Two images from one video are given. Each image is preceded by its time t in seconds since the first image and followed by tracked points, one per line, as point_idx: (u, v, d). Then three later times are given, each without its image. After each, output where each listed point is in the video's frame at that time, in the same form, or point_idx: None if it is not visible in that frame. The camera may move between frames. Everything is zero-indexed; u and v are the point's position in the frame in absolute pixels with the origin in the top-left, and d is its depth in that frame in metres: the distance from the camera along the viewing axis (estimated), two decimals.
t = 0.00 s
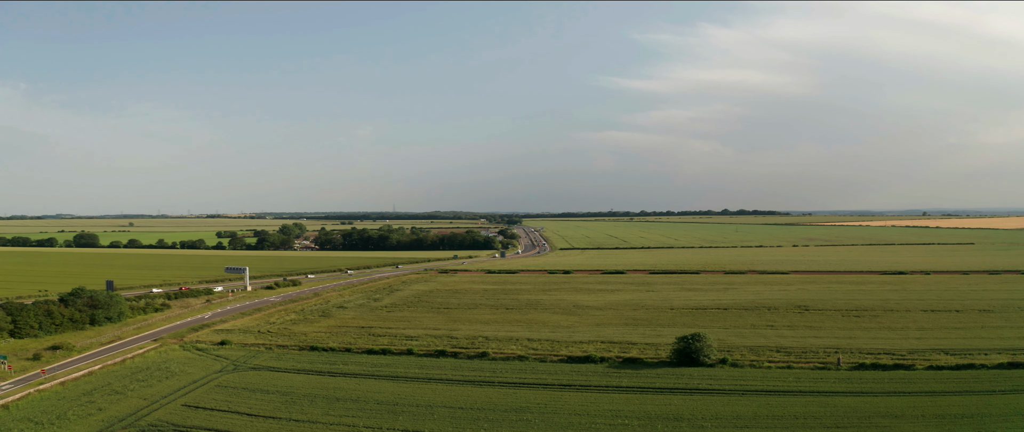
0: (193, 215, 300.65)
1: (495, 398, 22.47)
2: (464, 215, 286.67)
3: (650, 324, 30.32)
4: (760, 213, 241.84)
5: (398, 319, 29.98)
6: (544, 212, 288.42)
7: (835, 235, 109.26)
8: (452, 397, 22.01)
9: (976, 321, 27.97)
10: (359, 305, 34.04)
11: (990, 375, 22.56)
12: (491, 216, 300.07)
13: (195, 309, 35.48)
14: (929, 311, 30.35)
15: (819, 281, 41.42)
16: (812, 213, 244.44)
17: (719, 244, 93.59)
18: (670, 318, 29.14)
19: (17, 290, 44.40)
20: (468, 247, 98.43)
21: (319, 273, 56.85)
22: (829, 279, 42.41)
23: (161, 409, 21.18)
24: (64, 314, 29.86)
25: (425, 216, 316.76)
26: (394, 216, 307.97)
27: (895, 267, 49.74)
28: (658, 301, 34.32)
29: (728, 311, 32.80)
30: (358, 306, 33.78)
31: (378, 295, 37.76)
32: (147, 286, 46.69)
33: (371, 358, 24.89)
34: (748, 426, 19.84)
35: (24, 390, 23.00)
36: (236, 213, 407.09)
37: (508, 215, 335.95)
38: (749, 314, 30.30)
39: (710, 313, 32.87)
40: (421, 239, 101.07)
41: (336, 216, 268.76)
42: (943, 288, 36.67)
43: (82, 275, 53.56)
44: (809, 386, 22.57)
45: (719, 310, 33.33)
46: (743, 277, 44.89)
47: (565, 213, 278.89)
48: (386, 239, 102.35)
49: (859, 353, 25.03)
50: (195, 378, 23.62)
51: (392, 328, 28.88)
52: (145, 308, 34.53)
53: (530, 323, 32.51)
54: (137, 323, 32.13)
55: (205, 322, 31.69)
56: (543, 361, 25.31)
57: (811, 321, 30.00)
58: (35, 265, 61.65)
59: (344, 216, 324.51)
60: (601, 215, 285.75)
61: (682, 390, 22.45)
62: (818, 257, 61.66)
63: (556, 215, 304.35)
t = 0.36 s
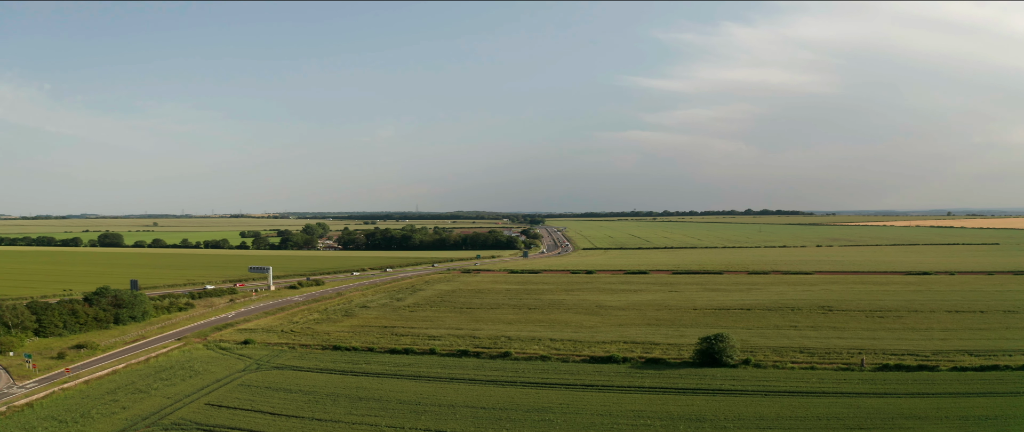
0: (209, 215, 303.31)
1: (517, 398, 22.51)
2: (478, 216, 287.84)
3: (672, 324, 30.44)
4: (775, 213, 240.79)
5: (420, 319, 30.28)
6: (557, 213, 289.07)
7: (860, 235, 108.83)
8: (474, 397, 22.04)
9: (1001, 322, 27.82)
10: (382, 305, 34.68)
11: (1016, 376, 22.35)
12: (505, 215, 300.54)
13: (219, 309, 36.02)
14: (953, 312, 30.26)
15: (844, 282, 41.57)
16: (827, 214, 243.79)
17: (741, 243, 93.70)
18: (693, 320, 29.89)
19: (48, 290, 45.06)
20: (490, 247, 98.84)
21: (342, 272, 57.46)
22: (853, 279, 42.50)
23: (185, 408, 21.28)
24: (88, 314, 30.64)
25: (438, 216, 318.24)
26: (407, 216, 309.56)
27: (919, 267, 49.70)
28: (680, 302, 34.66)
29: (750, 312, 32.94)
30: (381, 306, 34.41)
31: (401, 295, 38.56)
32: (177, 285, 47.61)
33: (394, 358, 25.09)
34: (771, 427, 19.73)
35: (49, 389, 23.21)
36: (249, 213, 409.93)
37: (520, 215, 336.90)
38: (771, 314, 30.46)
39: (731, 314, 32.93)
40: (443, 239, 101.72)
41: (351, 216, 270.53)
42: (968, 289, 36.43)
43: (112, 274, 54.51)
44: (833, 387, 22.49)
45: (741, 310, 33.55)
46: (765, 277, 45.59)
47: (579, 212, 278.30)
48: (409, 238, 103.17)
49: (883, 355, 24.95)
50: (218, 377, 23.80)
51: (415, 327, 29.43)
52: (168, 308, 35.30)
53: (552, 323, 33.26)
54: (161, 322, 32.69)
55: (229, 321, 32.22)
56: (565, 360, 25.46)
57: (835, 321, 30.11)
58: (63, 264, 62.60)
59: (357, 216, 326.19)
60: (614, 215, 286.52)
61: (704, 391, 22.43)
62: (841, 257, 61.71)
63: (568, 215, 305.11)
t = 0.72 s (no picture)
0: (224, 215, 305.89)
1: (539, 399, 22.50)
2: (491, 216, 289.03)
3: (696, 323, 30.64)
4: (792, 213, 239.38)
5: (444, 318, 30.57)
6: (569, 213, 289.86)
7: (883, 235, 107.89)
8: (496, 397, 22.06)
9: None
10: (405, 305, 34.43)
11: None
12: (519, 215, 300.39)
13: (242, 308, 36.32)
14: (978, 313, 30.06)
15: (868, 282, 41.48)
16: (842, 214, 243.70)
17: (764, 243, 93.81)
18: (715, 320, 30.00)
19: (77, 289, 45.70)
20: (512, 247, 99.17)
21: (364, 272, 57.83)
22: (877, 279, 42.44)
23: (208, 407, 21.40)
24: (113, 313, 31.30)
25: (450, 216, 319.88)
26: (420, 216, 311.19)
27: (942, 268, 49.45)
28: (702, 303, 34.84)
29: (774, 312, 32.96)
30: (405, 305, 34.16)
31: (424, 294, 38.79)
32: (204, 284, 48.23)
33: (417, 357, 25.25)
34: (796, 428, 19.58)
35: (73, 387, 23.38)
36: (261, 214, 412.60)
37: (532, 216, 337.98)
38: (795, 315, 30.46)
39: (756, 314, 32.76)
40: (465, 239, 102.36)
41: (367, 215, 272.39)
42: (994, 290, 36.13)
43: (139, 273, 55.17)
44: (856, 388, 22.38)
45: (764, 311, 33.56)
46: (789, 277, 45.64)
47: (593, 212, 277.76)
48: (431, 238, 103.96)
49: (907, 356, 24.83)
50: (242, 376, 23.96)
51: (439, 326, 28.47)
52: (192, 308, 35.73)
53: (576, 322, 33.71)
54: (185, 322, 32.89)
55: (252, 321, 32.49)
56: (587, 360, 25.67)
57: (859, 322, 30.01)
58: (89, 263, 63.27)
59: (370, 216, 328.05)
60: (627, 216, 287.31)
61: (727, 391, 22.38)
62: (863, 257, 61.80)
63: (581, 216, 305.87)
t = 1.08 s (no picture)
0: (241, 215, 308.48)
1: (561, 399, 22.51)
2: (505, 216, 290.24)
3: (719, 324, 31.07)
4: (810, 213, 237.64)
5: (467, 317, 30.92)
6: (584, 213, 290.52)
7: (908, 235, 106.63)
8: (517, 397, 22.09)
9: None
10: (428, 305, 33.85)
11: None
12: (533, 214, 299.81)
13: (265, 307, 36.65)
14: (1003, 314, 29.81)
15: (894, 283, 41.31)
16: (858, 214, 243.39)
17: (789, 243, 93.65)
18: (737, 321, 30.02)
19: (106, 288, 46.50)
20: (536, 247, 99.26)
21: (386, 272, 58.22)
22: (901, 280, 42.26)
23: (231, 406, 21.52)
24: (137, 312, 31.75)
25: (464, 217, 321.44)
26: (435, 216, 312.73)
27: (966, 268, 49.07)
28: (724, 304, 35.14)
29: (798, 312, 33.01)
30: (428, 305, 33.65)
31: (447, 293, 39.03)
32: (231, 283, 48.87)
33: (439, 357, 25.37)
34: (820, 428, 19.40)
35: (97, 386, 23.57)
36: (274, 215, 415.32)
37: (545, 216, 338.88)
38: (818, 315, 30.47)
39: (780, 315, 32.63)
40: (488, 239, 102.88)
41: (383, 215, 274.06)
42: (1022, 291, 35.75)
43: (166, 272, 55.77)
44: (880, 390, 22.23)
45: (788, 311, 33.52)
46: (813, 278, 45.66)
47: (608, 212, 276.67)
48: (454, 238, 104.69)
49: (931, 357, 24.71)
50: (265, 376, 24.13)
51: (462, 325, 28.15)
52: (216, 307, 36.11)
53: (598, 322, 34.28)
54: (209, 322, 33.19)
55: (275, 321, 33.02)
56: (609, 360, 26.09)
57: (883, 323, 29.89)
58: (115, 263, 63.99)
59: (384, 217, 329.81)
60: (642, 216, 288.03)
61: (750, 392, 22.32)
62: (887, 257, 61.93)
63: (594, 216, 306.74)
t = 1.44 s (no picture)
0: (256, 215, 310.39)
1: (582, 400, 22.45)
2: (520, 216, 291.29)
3: (743, 324, 31.53)
4: (830, 214, 236.22)
5: (489, 317, 31.22)
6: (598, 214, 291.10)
7: (932, 236, 105.43)
8: (539, 397, 22.13)
9: None
10: (450, 305, 33.53)
11: None
12: (546, 215, 299.33)
13: (288, 306, 36.87)
14: None
15: (919, 283, 41.08)
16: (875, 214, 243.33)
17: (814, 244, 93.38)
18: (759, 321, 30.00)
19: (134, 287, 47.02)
20: (558, 247, 99.13)
21: (407, 272, 58.25)
22: (925, 280, 41.97)
23: (255, 405, 21.63)
24: (161, 312, 32.02)
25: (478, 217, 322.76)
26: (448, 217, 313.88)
27: (990, 269, 48.68)
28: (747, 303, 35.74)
29: (822, 312, 33.10)
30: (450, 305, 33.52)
31: (470, 293, 39.18)
32: (258, 282, 49.38)
33: (462, 357, 25.46)
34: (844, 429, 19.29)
35: (121, 385, 23.75)
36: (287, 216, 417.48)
37: (557, 217, 339.56)
38: (842, 316, 30.49)
39: (803, 316, 32.58)
40: (511, 239, 103.06)
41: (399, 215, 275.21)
42: None
43: (192, 271, 56.26)
44: (904, 391, 22.10)
45: (811, 312, 33.45)
46: (837, 278, 45.54)
47: (622, 213, 275.78)
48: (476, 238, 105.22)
49: (955, 358, 24.60)
50: (288, 375, 24.32)
51: (484, 326, 28.08)
52: (239, 307, 36.27)
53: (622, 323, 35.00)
54: (233, 321, 33.37)
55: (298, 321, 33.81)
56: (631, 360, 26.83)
57: (907, 324, 29.74)
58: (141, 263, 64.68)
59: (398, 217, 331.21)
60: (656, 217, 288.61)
61: (773, 393, 22.25)
62: (912, 257, 62.10)
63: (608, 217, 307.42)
